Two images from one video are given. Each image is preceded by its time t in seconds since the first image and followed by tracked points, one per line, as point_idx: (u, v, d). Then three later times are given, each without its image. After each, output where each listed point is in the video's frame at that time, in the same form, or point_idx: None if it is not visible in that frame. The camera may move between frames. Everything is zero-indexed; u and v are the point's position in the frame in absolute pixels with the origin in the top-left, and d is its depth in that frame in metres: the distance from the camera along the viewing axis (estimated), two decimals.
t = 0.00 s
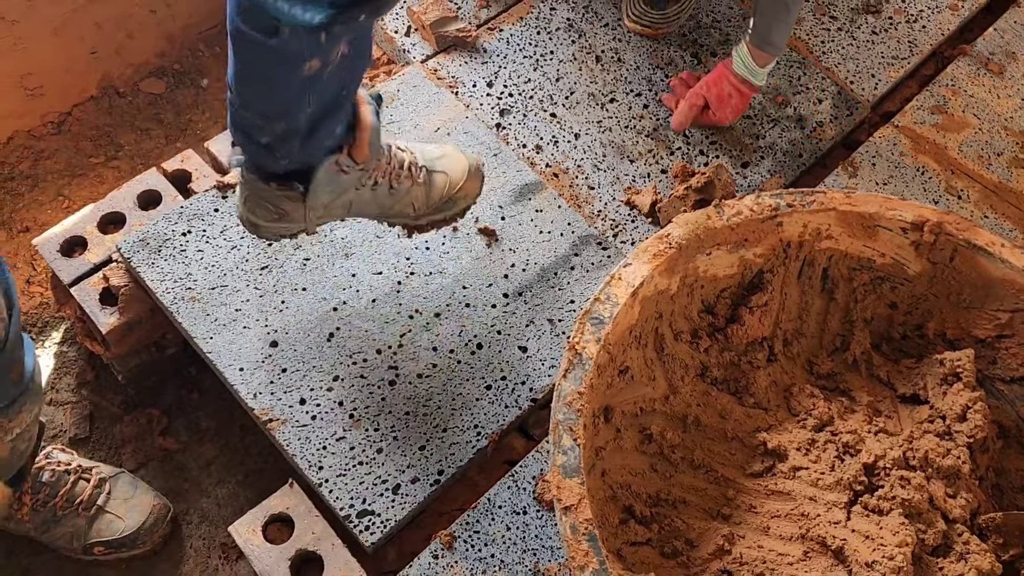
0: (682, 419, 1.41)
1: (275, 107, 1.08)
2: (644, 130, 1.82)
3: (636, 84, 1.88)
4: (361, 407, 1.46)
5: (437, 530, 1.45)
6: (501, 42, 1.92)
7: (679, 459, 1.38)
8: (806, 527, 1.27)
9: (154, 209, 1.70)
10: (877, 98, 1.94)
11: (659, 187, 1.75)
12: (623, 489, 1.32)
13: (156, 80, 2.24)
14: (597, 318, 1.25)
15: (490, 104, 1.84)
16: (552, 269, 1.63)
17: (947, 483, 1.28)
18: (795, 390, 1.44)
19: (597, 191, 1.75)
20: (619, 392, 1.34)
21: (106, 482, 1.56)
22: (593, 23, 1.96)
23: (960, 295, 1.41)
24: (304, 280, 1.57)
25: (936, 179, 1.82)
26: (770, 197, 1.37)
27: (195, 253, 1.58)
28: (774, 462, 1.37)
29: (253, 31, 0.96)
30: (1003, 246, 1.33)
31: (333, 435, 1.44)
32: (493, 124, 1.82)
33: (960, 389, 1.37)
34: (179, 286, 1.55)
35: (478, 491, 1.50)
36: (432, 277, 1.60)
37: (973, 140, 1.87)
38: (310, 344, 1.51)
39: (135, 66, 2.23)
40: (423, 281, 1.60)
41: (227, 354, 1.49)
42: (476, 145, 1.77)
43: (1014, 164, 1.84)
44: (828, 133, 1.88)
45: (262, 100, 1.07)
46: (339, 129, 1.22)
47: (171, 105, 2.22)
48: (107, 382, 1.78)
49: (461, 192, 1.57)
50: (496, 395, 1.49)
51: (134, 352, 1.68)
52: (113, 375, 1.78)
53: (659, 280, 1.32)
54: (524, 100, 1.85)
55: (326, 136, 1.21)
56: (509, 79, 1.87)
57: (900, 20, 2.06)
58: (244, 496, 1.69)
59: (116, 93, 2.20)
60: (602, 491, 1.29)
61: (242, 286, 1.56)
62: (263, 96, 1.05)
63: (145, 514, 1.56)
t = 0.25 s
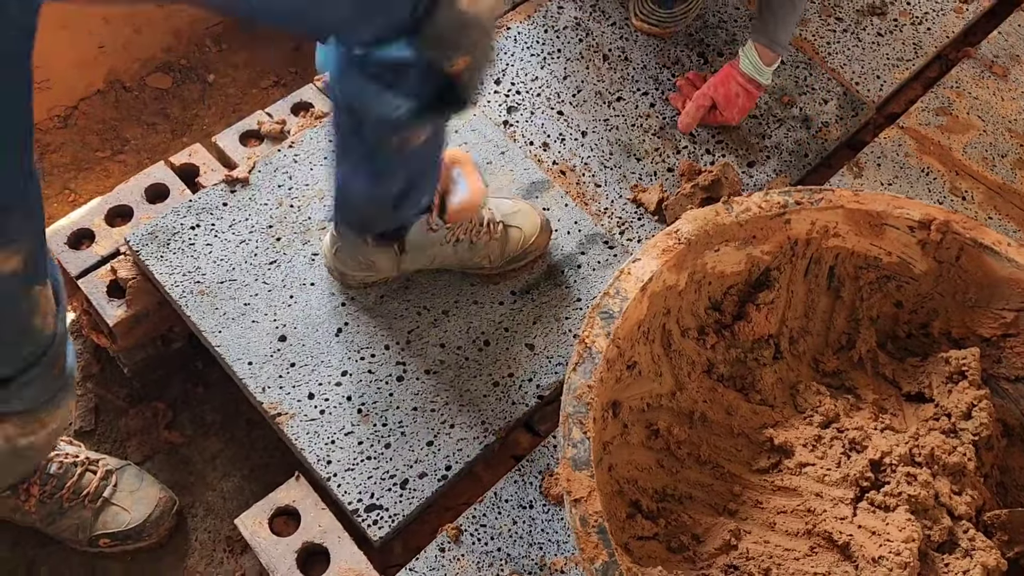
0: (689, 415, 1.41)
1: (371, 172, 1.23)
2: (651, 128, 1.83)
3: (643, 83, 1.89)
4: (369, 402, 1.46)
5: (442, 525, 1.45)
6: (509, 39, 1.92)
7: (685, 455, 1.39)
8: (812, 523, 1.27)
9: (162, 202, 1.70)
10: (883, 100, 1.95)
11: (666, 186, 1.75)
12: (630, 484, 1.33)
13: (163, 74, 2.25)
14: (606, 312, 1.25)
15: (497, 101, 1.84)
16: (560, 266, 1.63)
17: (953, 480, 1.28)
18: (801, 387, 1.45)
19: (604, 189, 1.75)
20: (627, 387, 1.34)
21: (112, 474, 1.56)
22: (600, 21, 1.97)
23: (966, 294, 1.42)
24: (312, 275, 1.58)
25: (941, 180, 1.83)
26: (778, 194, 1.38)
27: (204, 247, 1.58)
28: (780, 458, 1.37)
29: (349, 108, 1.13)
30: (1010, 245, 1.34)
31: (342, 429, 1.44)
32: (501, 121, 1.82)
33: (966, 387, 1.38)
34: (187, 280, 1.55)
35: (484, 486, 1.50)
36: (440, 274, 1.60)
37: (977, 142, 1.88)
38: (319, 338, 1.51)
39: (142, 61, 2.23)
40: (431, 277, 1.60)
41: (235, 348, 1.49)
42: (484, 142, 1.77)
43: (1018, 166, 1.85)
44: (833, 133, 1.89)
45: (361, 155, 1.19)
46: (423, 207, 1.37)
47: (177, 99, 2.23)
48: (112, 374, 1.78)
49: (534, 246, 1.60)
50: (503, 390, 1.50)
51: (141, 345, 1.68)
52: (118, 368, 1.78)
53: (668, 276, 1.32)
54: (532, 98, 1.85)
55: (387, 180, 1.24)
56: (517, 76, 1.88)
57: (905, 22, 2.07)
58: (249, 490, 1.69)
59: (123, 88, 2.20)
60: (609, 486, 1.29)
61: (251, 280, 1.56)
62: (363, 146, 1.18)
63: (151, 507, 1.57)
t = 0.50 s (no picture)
0: (693, 408, 1.42)
1: (377, 160, 1.32)
2: (654, 124, 1.84)
3: (647, 79, 1.90)
4: (374, 393, 1.47)
5: (446, 517, 1.45)
6: (513, 35, 1.93)
7: (689, 448, 1.39)
8: (816, 515, 1.28)
9: (167, 194, 1.70)
10: (885, 98, 1.96)
11: (669, 181, 1.76)
12: (634, 476, 1.33)
13: (166, 68, 2.25)
14: (613, 304, 1.26)
15: (501, 97, 1.85)
16: (564, 261, 1.64)
17: (955, 473, 1.29)
18: (804, 380, 1.45)
19: (608, 184, 1.76)
20: (632, 379, 1.34)
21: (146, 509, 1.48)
22: (604, 18, 1.98)
23: (968, 289, 1.43)
24: (318, 268, 1.58)
25: (942, 177, 1.84)
26: (783, 189, 1.39)
27: (209, 239, 1.59)
28: (784, 451, 1.38)
29: (355, 100, 1.22)
30: (1012, 240, 1.35)
31: (347, 421, 1.44)
32: (505, 116, 1.83)
33: (968, 381, 1.39)
34: (193, 272, 1.55)
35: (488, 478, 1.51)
36: (445, 267, 1.60)
37: (978, 141, 1.89)
38: (324, 330, 1.51)
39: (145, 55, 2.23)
40: (435, 271, 1.60)
41: (240, 340, 1.50)
42: (488, 137, 1.77)
43: (1019, 165, 1.86)
44: (836, 131, 1.90)
45: (367, 144, 1.29)
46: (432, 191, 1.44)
47: (180, 93, 2.23)
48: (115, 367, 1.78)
49: (540, 238, 1.61)
50: (508, 383, 1.50)
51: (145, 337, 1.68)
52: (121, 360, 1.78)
53: (673, 269, 1.33)
54: (536, 93, 1.86)
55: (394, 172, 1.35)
56: (521, 72, 1.88)
57: (907, 21, 2.09)
58: (252, 482, 1.69)
59: (126, 82, 2.21)
60: (614, 478, 1.29)
61: (257, 272, 1.56)
62: (368, 137, 1.27)
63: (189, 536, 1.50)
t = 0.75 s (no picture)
0: (693, 398, 1.44)
1: (348, 166, 1.29)
2: (655, 118, 1.85)
3: (647, 74, 1.92)
4: (379, 382, 1.48)
5: (449, 505, 1.47)
6: (515, 30, 1.94)
7: (690, 436, 1.41)
8: (816, 501, 1.29)
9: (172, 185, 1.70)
10: (882, 93, 1.98)
11: (670, 174, 1.78)
12: (636, 464, 1.35)
13: (169, 62, 2.26)
14: (616, 293, 1.28)
15: (504, 90, 1.86)
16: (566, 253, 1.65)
17: (953, 461, 1.31)
18: (803, 370, 1.47)
19: (609, 177, 1.78)
20: (634, 368, 1.36)
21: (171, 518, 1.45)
22: (605, 13, 2.00)
23: (966, 281, 1.45)
24: (322, 258, 1.59)
25: (939, 172, 1.86)
26: (783, 180, 1.41)
27: (215, 229, 1.60)
28: (783, 439, 1.40)
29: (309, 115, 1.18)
30: (1009, 232, 1.37)
31: (352, 409, 1.45)
32: (507, 110, 1.84)
33: (965, 371, 1.41)
34: (199, 261, 1.56)
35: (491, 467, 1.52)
36: (448, 258, 1.62)
37: (975, 136, 1.92)
38: (329, 320, 1.53)
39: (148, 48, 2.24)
40: (439, 262, 1.61)
41: (246, 329, 1.51)
42: (491, 129, 1.78)
43: (1014, 160, 1.89)
44: (834, 125, 1.92)
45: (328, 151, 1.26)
46: (415, 186, 1.40)
47: (183, 87, 2.24)
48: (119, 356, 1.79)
49: (536, 225, 1.61)
50: (510, 373, 1.52)
51: (149, 327, 1.69)
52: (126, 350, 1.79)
53: (675, 259, 1.35)
54: (538, 87, 1.87)
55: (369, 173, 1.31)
56: (523, 66, 1.90)
57: (904, 18, 2.11)
58: (255, 471, 1.70)
59: (129, 74, 2.22)
60: (617, 465, 1.31)
61: (262, 262, 1.57)
62: (328, 148, 1.24)
63: (217, 545, 1.47)
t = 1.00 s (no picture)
0: (688, 389, 1.45)
1: (167, 116, 1.14)
2: (650, 114, 1.87)
3: (643, 70, 1.93)
4: (376, 374, 1.49)
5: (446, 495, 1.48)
6: (512, 26, 1.95)
7: (684, 427, 1.42)
8: (809, 489, 1.31)
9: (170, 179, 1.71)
10: (876, 90, 2.00)
11: (665, 169, 1.79)
12: (631, 454, 1.36)
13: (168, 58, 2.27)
14: (612, 284, 1.29)
15: (500, 85, 1.87)
16: (562, 246, 1.66)
17: (945, 450, 1.32)
18: (797, 361, 1.49)
19: (605, 171, 1.79)
20: (629, 358, 1.37)
21: (169, 509, 1.51)
22: (601, 9, 2.01)
23: (958, 272, 1.46)
24: (320, 251, 1.60)
25: (932, 167, 1.87)
26: (777, 173, 1.42)
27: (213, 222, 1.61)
28: (777, 430, 1.41)
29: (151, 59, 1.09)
30: (1000, 225, 1.39)
31: (349, 400, 1.46)
32: (504, 104, 1.85)
33: (957, 361, 1.42)
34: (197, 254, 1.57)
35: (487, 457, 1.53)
36: (445, 251, 1.62)
37: (967, 131, 1.93)
38: (327, 312, 1.54)
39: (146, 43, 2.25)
40: (436, 254, 1.62)
41: (244, 321, 1.52)
42: (488, 124, 1.79)
43: (1006, 155, 1.90)
44: (828, 121, 1.93)
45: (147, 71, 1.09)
46: (206, 169, 1.25)
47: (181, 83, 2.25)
48: (117, 350, 1.80)
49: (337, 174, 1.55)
50: (507, 364, 1.53)
51: (148, 320, 1.70)
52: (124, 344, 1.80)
53: (670, 251, 1.36)
54: (534, 82, 1.88)
55: (199, 133, 1.17)
56: (520, 61, 1.91)
57: (898, 15, 2.12)
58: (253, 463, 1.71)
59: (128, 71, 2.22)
60: (612, 454, 1.32)
61: (260, 255, 1.58)
62: (168, 95, 1.11)
63: (214, 536, 1.52)
